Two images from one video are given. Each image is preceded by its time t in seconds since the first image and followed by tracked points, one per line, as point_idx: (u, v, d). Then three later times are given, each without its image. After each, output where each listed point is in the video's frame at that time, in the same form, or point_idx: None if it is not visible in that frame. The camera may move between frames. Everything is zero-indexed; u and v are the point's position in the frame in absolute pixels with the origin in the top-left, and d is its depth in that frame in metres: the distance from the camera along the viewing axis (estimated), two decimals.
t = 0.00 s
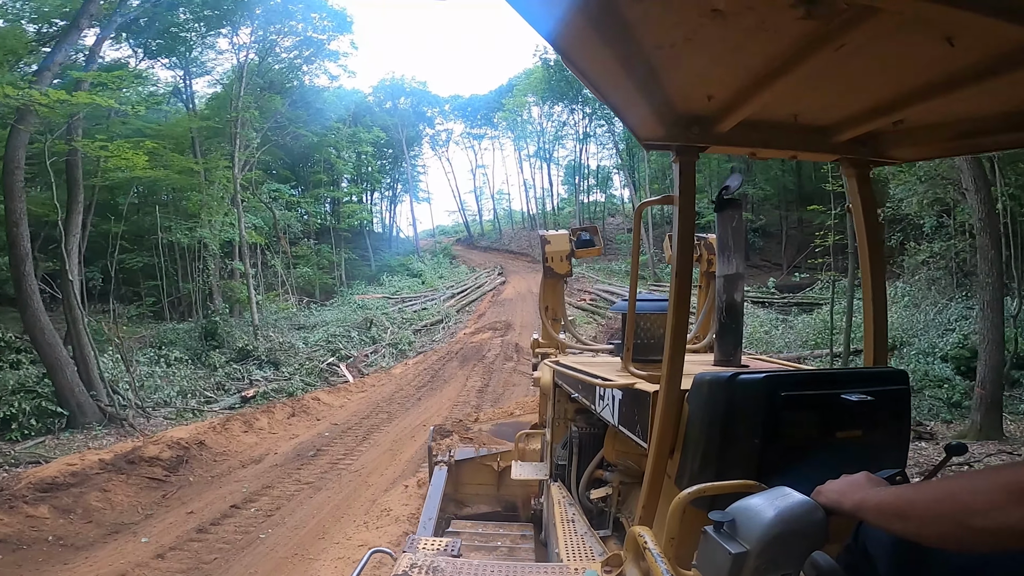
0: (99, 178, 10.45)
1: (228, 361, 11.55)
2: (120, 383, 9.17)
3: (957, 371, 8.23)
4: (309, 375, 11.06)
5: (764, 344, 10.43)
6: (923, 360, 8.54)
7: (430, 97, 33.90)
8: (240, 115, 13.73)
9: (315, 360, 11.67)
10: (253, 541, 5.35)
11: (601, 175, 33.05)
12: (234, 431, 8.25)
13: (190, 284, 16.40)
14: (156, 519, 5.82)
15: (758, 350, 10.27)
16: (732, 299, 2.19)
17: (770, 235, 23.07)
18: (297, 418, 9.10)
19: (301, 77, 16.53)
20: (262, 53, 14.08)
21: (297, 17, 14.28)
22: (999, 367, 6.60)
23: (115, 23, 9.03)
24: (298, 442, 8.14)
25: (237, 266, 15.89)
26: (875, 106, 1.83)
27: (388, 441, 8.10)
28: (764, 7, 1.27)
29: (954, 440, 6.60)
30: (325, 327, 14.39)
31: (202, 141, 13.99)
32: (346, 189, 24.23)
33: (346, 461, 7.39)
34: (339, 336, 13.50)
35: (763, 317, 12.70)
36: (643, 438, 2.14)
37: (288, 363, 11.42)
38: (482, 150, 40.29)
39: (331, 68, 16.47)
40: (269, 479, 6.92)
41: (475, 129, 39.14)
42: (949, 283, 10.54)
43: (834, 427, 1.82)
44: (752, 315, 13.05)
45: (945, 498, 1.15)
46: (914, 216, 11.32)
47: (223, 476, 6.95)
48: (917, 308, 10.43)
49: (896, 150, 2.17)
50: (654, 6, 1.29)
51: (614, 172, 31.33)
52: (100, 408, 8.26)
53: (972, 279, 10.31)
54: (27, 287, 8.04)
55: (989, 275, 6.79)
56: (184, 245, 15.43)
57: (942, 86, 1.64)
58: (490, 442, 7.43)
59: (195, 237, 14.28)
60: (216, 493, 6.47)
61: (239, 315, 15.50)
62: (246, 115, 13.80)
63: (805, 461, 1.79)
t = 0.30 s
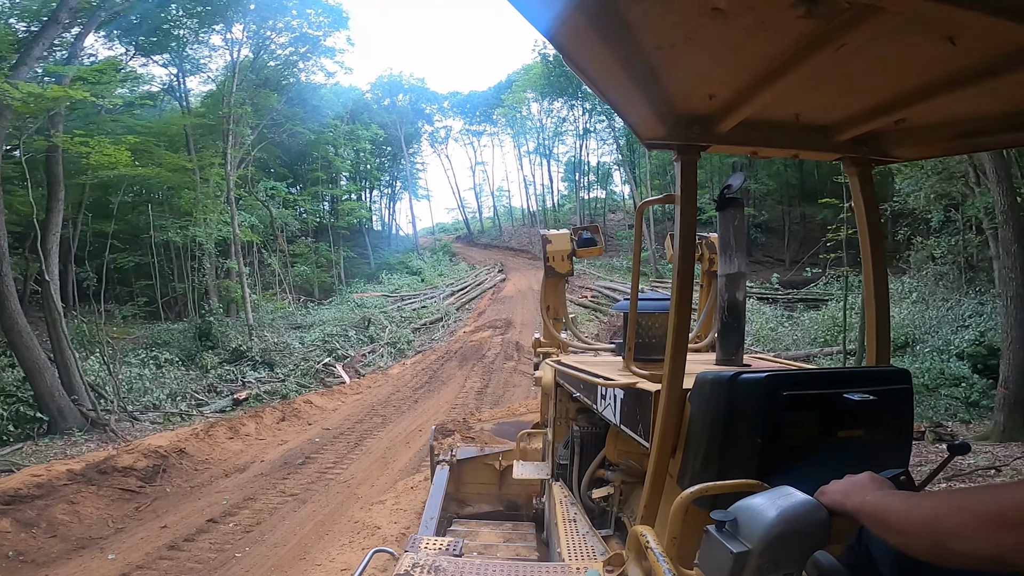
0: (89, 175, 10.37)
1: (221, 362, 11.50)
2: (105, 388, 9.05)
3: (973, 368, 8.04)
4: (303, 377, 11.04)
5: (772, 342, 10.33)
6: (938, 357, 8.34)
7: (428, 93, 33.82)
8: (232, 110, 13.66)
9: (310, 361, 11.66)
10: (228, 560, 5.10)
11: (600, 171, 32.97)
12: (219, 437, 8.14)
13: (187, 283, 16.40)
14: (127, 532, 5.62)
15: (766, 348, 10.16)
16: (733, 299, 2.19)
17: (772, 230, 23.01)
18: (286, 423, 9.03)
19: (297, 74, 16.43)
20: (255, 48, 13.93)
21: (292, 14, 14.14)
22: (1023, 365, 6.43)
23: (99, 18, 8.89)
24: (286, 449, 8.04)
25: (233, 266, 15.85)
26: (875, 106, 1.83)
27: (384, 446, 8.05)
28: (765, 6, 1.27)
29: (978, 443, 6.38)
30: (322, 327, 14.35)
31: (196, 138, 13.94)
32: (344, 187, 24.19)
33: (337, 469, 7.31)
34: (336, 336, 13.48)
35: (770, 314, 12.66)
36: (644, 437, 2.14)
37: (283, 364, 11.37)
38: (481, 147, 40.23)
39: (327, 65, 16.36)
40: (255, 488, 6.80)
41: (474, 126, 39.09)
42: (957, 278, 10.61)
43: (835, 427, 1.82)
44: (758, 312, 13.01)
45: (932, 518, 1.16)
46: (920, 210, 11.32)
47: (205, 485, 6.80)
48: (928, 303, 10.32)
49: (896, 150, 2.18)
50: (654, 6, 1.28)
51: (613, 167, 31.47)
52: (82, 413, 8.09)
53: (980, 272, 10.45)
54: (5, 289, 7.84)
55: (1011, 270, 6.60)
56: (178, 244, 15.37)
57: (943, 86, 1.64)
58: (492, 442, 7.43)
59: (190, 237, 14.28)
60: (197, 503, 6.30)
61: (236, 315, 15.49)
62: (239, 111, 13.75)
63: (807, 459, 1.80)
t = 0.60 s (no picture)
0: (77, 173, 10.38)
1: (214, 364, 11.47)
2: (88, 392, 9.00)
3: (991, 366, 7.51)
4: (297, 379, 11.01)
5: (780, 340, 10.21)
6: (952, 355, 7.80)
7: (427, 91, 33.90)
8: (223, 106, 13.68)
9: (305, 362, 11.61)
10: None
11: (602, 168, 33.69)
12: (200, 446, 8.05)
13: (183, 281, 16.44)
14: (90, 549, 5.47)
15: (772, 347, 10.02)
16: (734, 300, 2.19)
17: (773, 226, 23.30)
18: (273, 430, 8.97)
19: (293, 71, 16.44)
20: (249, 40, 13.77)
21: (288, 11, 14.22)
22: None
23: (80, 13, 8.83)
24: (272, 457, 7.95)
25: (224, 266, 15.80)
26: (876, 107, 1.83)
27: (379, 451, 8.04)
28: (766, 6, 1.26)
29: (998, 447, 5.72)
30: (318, 326, 14.40)
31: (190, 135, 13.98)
32: (342, 185, 24.19)
33: (325, 478, 7.22)
34: (333, 335, 13.48)
35: (775, 311, 12.55)
36: (646, 438, 2.13)
37: (276, 366, 11.29)
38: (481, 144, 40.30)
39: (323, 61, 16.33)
40: (233, 501, 6.64)
41: (473, 123, 39.18)
42: (965, 273, 10.62)
43: (837, 428, 1.82)
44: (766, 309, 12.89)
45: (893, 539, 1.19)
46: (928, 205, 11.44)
47: (179, 498, 6.65)
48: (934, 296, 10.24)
49: (897, 151, 2.18)
50: (652, 5, 1.28)
51: (613, 164, 31.57)
52: (60, 419, 8.03)
53: (989, 268, 10.56)
54: None
55: None
56: (172, 243, 15.39)
57: (942, 87, 1.64)
58: (493, 443, 7.45)
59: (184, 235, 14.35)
60: (168, 519, 6.11)
61: (231, 315, 15.53)
62: (230, 107, 13.77)
63: (809, 460, 1.79)
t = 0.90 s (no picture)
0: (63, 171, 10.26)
1: (205, 365, 11.41)
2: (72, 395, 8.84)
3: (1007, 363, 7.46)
4: (290, 380, 10.98)
5: (787, 337, 10.15)
6: (969, 352, 7.77)
7: (425, 87, 33.87)
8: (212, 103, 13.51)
9: (298, 364, 11.59)
10: None
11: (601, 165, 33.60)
12: (178, 454, 7.80)
13: (179, 279, 16.47)
14: (53, 566, 5.21)
15: (780, 344, 9.92)
16: (735, 301, 2.18)
17: (776, 221, 23.58)
18: (257, 436, 8.76)
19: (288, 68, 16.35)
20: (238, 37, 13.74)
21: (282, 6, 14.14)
22: None
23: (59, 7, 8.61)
24: (256, 467, 7.70)
25: (217, 265, 15.76)
26: (877, 108, 1.83)
27: (376, 455, 7.96)
28: (766, 7, 1.26)
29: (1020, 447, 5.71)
30: (314, 326, 14.41)
31: (182, 133, 13.89)
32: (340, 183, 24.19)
33: (309, 490, 6.94)
34: (327, 335, 13.47)
35: (781, 308, 12.47)
36: (646, 439, 2.13)
37: (269, 367, 11.27)
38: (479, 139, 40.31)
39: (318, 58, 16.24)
40: (207, 516, 6.31)
41: (471, 119, 39.19)
42: (972, 270, 10.67)
43: (838, 429, 1.82)
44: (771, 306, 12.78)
45: (873, 547, 1.20)
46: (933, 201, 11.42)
47: (151, 512, 6.34)
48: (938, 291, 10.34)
49: (899, 152, 2.17)
50: (652, 6, 1.28)
51: (613, 161, 31.57)
52: (37, 425, 7.66)
53: (996, 263, 10.52)
54: None
55: None
56: (166, 242, 15.38)
57: (944, 87, 1.64)
58: (494, 443, 7.47)
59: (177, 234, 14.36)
60: (132, 538, 5.75)
61: (226, 315, 15.52)
62: (221, 103, 13.74)
63: (811, 461, 1.79)
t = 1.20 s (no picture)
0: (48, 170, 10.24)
1: (196, 367, 11.47)
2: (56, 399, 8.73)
3: None
4: (282, 382, 10.94)
5: (794, 335, 10.05)
6: (986, 350, 7.69)
7: (421, 84, 33.88)
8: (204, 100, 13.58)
9: (292, 365, 11.59)
10: None
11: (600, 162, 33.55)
12: (154, 464, 7.47)
13: (176, 278, 16.47)
14: None
15: (788, 342, 9.83)
16: (737, 300, 2.18)
17: (778, 217, 23.95)
18: (242, 445, 8.42)
19: (283, 65, 16.37)
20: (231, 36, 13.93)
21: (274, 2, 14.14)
22: None
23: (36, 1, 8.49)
24: (238, 479, 7.32)
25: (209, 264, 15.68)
26: (877, 106, 1.83)
27: (372, 460, 7.75)
28: (767, 6, 1.27)
29: None
30: (309, 325, 14.45)
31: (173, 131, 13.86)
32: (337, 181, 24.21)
33: (291, 505, 6.54)
34: (323, 335, 13.45)
35: (788, 303, 12.39)
36: (648, 438, 2.13)
37: (261, 368, 11.35)
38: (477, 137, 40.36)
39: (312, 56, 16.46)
40: (178, 533, 5.96)
41: (469, 116, 39.23)
42: (980, 263, 10.52)
43: (839, 428, 1.82)
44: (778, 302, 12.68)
45: (871, 551, 1.22)
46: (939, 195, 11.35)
47: (120, 527, 6.06)
48: (943, 286, 10.30)
49: (901, 150, 2.17)
50: (652, 4, 1.27)
51: (612, 158, 31.57)
52: (14, 432, 7.39)
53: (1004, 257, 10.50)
54: None
55: None
56: (161, 242, 15.37)
57: (944, 86, 1.63)
58: (495, 441, 7.49)
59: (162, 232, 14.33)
60: (97, 555, 5.49)
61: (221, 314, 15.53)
62: (213, 101, 13.71)
63: (814, 459, 1.79)
